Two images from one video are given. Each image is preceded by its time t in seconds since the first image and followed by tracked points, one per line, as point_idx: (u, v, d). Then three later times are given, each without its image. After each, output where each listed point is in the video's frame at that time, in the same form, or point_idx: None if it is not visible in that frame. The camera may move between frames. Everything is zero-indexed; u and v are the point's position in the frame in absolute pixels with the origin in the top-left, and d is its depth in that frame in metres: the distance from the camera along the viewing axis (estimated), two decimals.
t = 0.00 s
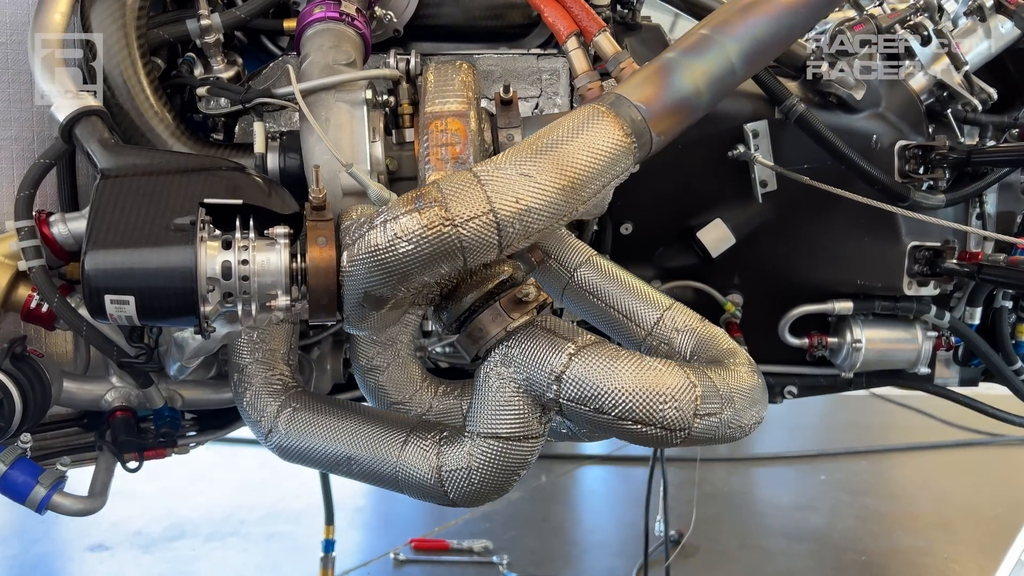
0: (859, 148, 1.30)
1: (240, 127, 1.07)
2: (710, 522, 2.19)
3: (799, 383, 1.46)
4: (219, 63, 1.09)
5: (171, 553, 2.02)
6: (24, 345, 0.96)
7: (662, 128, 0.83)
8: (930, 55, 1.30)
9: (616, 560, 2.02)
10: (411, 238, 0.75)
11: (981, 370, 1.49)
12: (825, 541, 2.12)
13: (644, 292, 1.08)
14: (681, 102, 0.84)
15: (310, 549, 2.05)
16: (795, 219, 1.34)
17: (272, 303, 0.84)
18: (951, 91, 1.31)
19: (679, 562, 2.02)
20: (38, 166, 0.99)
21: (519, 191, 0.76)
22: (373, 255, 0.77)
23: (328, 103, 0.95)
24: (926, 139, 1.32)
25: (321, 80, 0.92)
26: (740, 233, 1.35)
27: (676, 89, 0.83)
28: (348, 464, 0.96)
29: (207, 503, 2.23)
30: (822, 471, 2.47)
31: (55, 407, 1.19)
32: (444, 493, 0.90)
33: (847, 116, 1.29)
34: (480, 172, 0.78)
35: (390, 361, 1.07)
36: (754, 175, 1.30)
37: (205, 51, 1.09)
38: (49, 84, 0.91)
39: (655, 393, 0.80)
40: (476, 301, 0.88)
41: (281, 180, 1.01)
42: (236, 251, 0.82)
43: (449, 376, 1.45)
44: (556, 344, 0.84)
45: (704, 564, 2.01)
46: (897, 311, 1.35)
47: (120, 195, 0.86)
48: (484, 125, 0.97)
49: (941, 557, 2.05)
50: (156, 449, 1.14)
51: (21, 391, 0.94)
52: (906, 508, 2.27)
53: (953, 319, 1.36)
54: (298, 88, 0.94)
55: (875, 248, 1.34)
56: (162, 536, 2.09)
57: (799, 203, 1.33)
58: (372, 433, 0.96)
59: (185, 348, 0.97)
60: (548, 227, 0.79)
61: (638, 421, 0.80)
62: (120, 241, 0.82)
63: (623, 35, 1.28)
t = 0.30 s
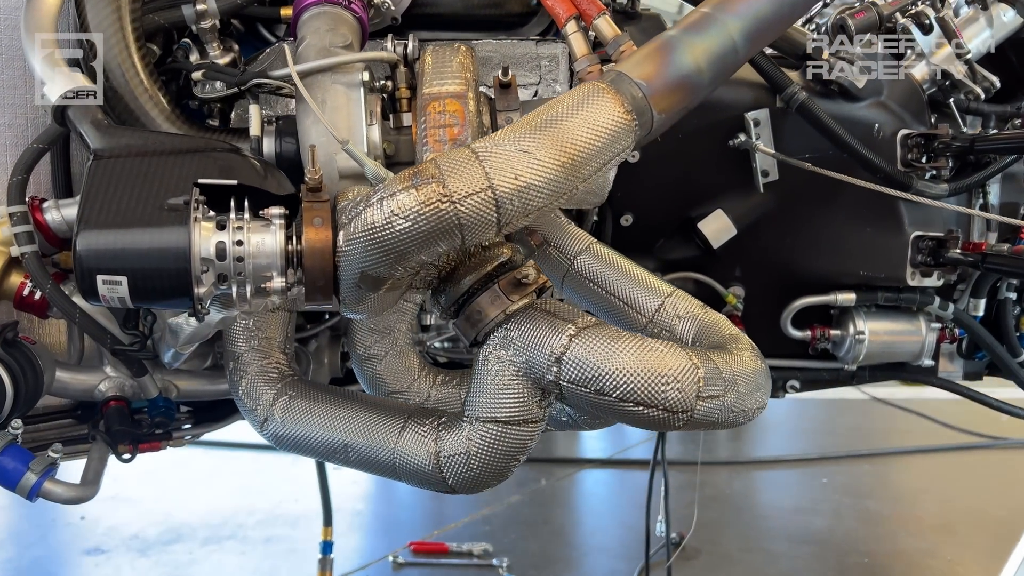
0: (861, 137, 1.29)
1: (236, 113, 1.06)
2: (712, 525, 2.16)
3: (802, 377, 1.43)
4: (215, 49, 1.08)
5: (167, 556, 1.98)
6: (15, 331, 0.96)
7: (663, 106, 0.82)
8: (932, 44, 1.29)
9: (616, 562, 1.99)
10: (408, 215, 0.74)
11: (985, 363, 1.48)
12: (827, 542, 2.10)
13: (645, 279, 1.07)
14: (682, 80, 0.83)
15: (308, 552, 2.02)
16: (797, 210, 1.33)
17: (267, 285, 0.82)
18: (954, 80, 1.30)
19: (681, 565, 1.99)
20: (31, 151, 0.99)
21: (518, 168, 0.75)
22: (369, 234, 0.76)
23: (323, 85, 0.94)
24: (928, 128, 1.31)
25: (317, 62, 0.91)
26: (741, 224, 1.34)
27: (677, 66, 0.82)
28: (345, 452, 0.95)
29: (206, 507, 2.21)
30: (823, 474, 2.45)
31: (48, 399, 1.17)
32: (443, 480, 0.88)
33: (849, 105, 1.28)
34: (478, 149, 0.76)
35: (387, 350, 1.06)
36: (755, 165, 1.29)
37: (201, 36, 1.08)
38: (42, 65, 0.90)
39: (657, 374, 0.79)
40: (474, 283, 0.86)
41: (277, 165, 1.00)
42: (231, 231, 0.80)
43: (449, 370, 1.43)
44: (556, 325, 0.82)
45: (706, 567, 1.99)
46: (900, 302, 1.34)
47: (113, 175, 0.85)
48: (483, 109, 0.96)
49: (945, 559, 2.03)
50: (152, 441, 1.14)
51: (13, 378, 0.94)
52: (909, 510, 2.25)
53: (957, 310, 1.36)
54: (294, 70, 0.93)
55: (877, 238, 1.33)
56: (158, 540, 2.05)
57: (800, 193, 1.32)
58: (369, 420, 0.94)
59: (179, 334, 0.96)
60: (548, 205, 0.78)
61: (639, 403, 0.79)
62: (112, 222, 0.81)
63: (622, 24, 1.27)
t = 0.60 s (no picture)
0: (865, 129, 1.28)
1: (235, 102, 1.05)
2: (716, 529, 2.14)
3: (807, 374, 1.41)
4: (212, 39, 1.05)
5: (166, 561, 1.95)
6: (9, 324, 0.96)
7: (668, 88, 0.81)
8: (937, 36, 1.26)
9: (619, 566, 1.97)
10: (408, 197, 0.73)
11: (992, 358, 1.47)
12: (831, 546, 2.08)
13: (648, 270, 1.05)
14: (686, 63, 0.81)
15: (308, 557, 1.99)
16: (801, 203, 1.32)
17: (265, 272, 0.81)
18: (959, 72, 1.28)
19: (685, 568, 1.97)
20: (28, 141, 0.97)
21: (521, 150, 0.74)
22: (369, 217, 0.74)
23: (323, 71, 0.93)
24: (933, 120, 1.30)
25: (316, 48, 0.90)
26: (745, 218, 1.32)
27: (682, 48, 0.81)
28: (344, 444, 0.93)
29: (206, 512, 2.19)
30: (826, 477, 2.43)
31: (44, 394, 1.15)
32: (444, 471, 0.87)
33: (853, 96, 1.28)
34: (480, 131, 0.75)
35: (388, 342, 1.05)
36: (759, 157, 1.27)
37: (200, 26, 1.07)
38: (41, 53, 0.89)
39: (663, 360, 0.77)
40: (476, 271, 0.85)
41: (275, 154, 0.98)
42: (228, 217, 0.79)
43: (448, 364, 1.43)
44: (559, 312, 0.81)
45: (709, 570, 1.96)
46: (905, 296, 1.32)
47: (109, 161, 0.84)
48: (484, 97, 0.95)
49: (951, 562, 2.01)
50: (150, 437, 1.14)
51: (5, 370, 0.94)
52: (913, 513, 2.23)
53: (964, 304, 1.34)
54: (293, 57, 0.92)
55: (882, 232, 1.32)
56: (157, 544, 2.03)
57: (804, 186, 1.31)
58: (369, 411, 0.92)
59: (176, 324, 0.95)
60: (551, 189, 0.76)
61: (644, 389, 0.77)
62: (108, 207, 0.80)
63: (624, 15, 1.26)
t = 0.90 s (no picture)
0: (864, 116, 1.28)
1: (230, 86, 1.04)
2: (716, 527, 2.13)
3: (806, 364, 1.40)
4: (207, 23, 1.05)
5: (163, 560, 1.94)
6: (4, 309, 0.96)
7: (665, 65, 0.80)
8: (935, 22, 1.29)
9: (618, 564, 1.96)
10: (403, 172, 0.72)
11: (993, 348, 1.46)
12: (831, 544, 2.07)
13: (646, 254, 1.04)
14: (684, 40, 0.80)
15: (306, 555, 1.98)
16: (800, 190, 1.31)
17: (259, 252, 0.80)
18: (956, 59, 1.28)
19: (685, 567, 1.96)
20: (21, 124, 0.95)
21: (517, 124, 0.73)
22: (363, 193, 0.73)
23: (318, 52, 0.92)
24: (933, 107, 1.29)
25: (311, 29, 0.89)
26: (744, 206, 1.32)
27: (679, 25, 0.80)
28: (339, 428, 0.92)
29: (204, 511, 2.17)
30: (826, 475, 2.42)
31: (38, 383, 1.14)
32: (440, 453, 0.86)
33: (852, 83, 1.27)
34: (476, 106, 0.74)
35: (384, 328, 1.04)
36: (757, 145, 1.27)
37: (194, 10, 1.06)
38: (31, 31, 0.88)
39: (661, 338, 0.76)
40: (472, 251, 0.84)
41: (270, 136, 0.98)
42: (222, 196, 0.78)
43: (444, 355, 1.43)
44: (556, 291, 0.80)
45: (709, 567, 1.95)
46: (905, 284, 1.31)
47: (102, 140, 0.83)
48: (479, 77, 0.95)
49: (952, 559, 2.00)
50: (146, 427, 1.13)
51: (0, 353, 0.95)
52: (914, 511, 2.22)
53: (964, 292, 1.34)
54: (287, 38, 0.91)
55: (881, 219, 1.31)
56: (155, 544, 2.01)
57: (803, 173, 1.30)
58: (365, 394, 0.91)
59: (170, 308, 0.94)
60: (547, 165, 0.76)
61: (642, 367, 0.76)
62: (101, 186, 0.79)
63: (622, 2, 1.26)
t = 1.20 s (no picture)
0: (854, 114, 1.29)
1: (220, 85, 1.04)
2: (712, 528, 2.13)
3: (799, 363, 1.40)
4: (197, 23, 1.05)
5: (159, 564, 1.93)
6: None
7: (652, 61, 0.80)
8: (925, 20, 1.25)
9: (615, 565, 1.95)
10: (391, 168, 0.72)
11: (986, 346, 1.46)
12: (827, 545, 2.06)
13: (636, 252, 1.05)
14: (673, 36, 0.80)
15: (302, 558, 1.98)
16: (791, 189, 1.32)
17: (248, 249, 0.80)
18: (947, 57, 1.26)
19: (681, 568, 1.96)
20: (10, 123, 0.95)
21: (505, 120, 0.73)
22: (351, 190, 0.73)
23: (307, 50, 0.92)
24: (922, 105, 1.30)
25: (300, 27, 0.89)
26: (735, 204, 1.32)
27: (667, 21, 0.80)
28: (329, 426, 0.92)
29: (200, 515, 2.17)
30: (823, 477, 2.42)
31: (28, 383, 1.14)
32: (430, 451, 0.85)
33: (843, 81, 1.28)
34: (463, 102, 0.74)
35: (375, 327, 1.04)
36: (749, 143, 1.27)
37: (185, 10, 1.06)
38: (20, 30, 0.89)
39: (649, 333, 0.76)
40: (461, 248, 0.84)
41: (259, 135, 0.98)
42: (210, 193, 0.78)
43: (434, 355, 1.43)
44: (545, 287, 0.80)
45: (706, 569, 1.95)
46: (896, 282, 1.32)
47: (91, 137, 0.83)
48: (469, 75, 0.95)
49: (948, 559, 1.99)
50: (136, 427, 1.13)
51: None
52: (910, 512, 2.22)
53: (955, 290, 1.34)
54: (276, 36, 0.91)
55: (872, 217, 1.31)
56: (150, 548, 2.01)
57: (794, 172, 1.30)
58: (355, 392, 0.91)
59: (159, 307, 0.94)
60: (535, 161, 0.76)
61: (631, 363, 0.76)
62: (89, 183, 0.79)
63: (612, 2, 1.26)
